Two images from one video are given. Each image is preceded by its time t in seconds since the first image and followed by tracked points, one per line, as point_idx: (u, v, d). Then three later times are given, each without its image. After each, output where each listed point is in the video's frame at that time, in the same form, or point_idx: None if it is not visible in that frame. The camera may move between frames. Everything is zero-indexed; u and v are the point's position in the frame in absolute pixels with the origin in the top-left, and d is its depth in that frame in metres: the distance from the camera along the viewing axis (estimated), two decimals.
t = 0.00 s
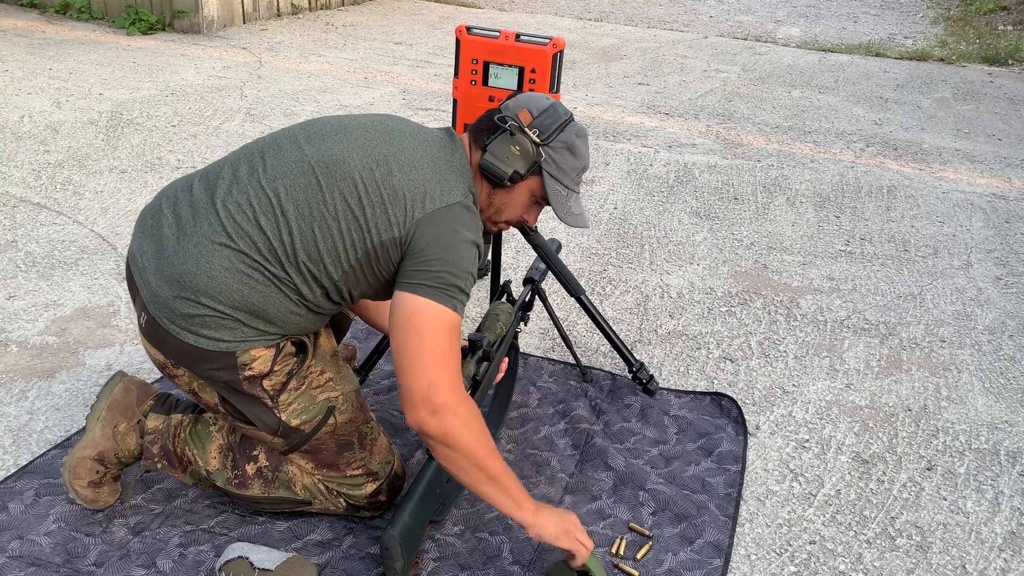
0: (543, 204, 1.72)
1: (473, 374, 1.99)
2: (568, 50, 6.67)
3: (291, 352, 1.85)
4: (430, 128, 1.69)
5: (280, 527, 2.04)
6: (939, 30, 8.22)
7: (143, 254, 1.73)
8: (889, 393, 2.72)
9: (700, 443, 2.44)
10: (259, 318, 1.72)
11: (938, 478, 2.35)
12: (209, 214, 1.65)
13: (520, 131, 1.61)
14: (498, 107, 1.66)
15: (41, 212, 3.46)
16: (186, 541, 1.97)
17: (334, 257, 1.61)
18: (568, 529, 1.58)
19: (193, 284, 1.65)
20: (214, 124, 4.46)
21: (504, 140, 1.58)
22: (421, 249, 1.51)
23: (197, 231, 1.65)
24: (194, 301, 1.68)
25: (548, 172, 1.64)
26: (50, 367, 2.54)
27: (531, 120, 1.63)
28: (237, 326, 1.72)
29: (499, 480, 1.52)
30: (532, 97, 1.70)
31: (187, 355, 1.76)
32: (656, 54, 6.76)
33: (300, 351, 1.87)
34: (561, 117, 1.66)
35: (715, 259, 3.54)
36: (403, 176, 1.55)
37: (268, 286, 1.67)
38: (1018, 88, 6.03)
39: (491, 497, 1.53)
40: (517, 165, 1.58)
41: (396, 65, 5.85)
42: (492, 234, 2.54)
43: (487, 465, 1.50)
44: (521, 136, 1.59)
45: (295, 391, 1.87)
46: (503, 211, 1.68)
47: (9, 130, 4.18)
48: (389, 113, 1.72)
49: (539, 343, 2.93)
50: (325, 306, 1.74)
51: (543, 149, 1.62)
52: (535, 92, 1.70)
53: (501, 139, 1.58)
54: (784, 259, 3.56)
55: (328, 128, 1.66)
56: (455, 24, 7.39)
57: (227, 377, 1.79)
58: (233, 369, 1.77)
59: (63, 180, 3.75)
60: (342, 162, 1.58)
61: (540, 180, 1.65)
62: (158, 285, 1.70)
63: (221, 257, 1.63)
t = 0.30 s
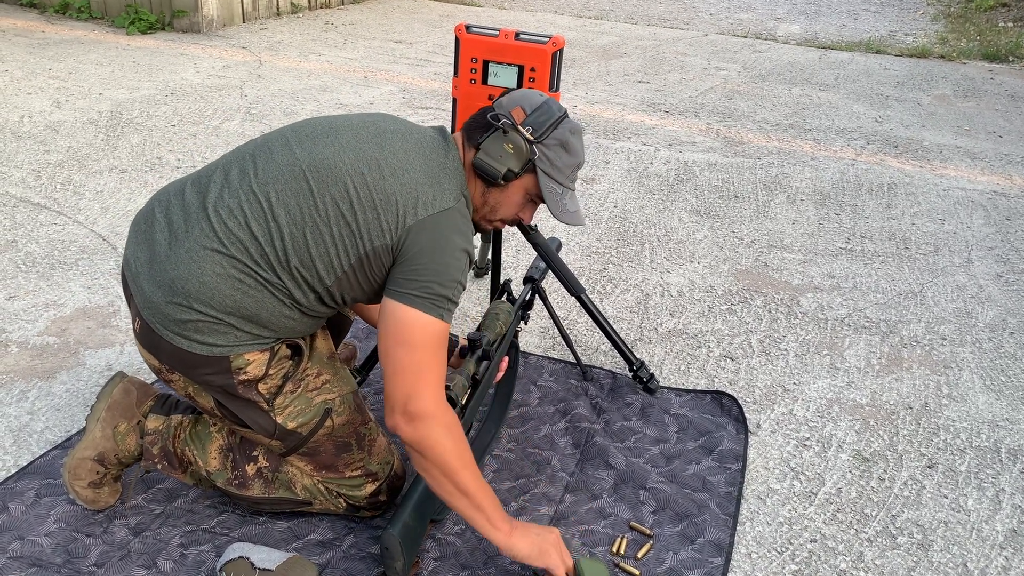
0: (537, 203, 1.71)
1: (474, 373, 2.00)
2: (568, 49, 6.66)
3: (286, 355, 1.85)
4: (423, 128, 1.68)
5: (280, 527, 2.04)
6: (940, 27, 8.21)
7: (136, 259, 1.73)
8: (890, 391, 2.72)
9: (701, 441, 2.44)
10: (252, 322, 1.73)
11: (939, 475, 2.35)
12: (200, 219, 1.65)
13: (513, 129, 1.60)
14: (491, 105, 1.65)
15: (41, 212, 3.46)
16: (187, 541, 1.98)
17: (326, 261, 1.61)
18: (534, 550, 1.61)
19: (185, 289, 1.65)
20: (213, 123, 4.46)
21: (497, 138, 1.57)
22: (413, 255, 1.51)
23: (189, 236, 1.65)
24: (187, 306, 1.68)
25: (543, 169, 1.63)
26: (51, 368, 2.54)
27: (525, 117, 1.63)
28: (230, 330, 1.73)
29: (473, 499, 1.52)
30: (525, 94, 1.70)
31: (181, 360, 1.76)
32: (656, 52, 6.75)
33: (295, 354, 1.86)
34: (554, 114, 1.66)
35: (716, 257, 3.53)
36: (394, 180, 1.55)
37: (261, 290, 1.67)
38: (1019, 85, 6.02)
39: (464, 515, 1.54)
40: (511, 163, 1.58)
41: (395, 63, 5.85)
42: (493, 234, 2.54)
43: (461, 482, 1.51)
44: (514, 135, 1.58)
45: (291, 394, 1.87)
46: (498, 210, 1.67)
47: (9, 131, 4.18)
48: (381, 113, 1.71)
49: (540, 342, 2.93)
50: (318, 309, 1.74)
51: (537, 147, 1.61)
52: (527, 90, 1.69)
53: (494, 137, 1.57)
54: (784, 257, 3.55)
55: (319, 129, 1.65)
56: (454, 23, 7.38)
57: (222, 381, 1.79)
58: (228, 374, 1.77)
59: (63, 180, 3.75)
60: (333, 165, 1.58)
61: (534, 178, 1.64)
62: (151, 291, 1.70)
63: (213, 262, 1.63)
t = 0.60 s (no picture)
0: (535, 204, 1.70)
1: (474, 372, 1.99)
2: (568, 46, 6.66)
3: (282, 356, 1.85)
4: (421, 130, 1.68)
5: (281, 527, 2.04)
6: (940, 23, 8.20)
7: (132, 261, 1.73)
8: (892, 388, 2.71)
9: (702, 439, 2.44)
10: (248, 323, 1.72)
11: (941, 473, 2.34)
12: (196, 221, 1.65)
13: (510, 132, 1.59)
14: (488, 106, 1.64)
15: (41, 212, 3.46)
16: (188, 541, 1.98)
17: (323, 264, 1.60)
18: None
19: (181, 291, 1.65)
20: (213, 122, 4.46)
21: (494, 141, 1.57)
22: (409, 261, 1.51)
23: (185, 238, 1.65)
24: (182, 308, 1.68)
25: (540, 172, 1.63)
26: (51, 368, 2.54)
27: (522, 119, 1.61)
28: (226, 332, 1.73)
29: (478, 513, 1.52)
30: (522, 96, 1.68)
31: (177, 362, 1.76)
32: (656, 50, 6.74)
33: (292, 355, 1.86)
34: (551, 115, 1.64)
35: (716, 254, 3.53)
36: (391, 183, 1.54)
37: (257, 292, 1.67)
38: (1019, 81, 6.01)
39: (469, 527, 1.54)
40: (508, 166, 1.57)
41: (395, 62, 5.84)
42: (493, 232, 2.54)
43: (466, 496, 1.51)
44: (511, 138, 1.57)
45: (289, 395, 1.87)
46: (495, 213, 1.66)
47: (9, 131, 4.17)
48: (379, 115, 1.71)
49: (540, 340, 2.93)
50: (314, 312, 1.74)
51: (534, 149, 1.61)
52: (525, 91, 1.68)
53: (491, 140, 1.56)
54: (785, 254, 3.55)
55: (316, 131, 1.65)
56: (454, 21, 7.37)
57: (218, 383, 1.79)
58: (224, 376, 1.77)
59: (63, 180, 3.75)
60: (329, 167, 1.57)
61: (531, 181, 1.64)
62: (147, 293, 1.70)
63: (208, 264, 1.63)
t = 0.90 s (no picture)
0: (533, 207, 1.70)
1: (473, 372, 1.99)
2: (567, 44, 6.65)
3: (279, 357, 1.85)
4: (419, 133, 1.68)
5: (281, 527, 2.04)
6: (940, 20, 8.19)
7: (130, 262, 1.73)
8: (892, 386, 2.71)
9: (703, 438, 2.43)
10: (244, 324, 1.72)
11: (942, 470, 2.34)
12: (193, 222, 1.65)
13: (509, 135, 1.59)
14: (487, 109, 1.64)
15: (41, 212, 3.45)
16: (188, 541, 1.98)
17: (318, 266, 1.60)
18: None
19: (178, 291, 1.65)
20: (213, 122, 4.45)
21: (491, 143, 1.57)
22: (404, 262, 1.50)
23: (182, 239, 1.65)
24: (179, 308, 1.67)
25: (537, 175, 1.62)
26: (51, 368, 2.54)
27: (520, 122, 1.61)
28: (223, 333, 1.72)
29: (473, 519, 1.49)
30: (522, 99, 1.68)
31: (175, 363, 1.76)
32: (656, 48, 6.73)
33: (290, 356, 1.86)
34: (550, 119, 1.64)
35: (716, 252, 3.53)
36: (388, 185, 1.54)
37: (253, 294, 1.66)
38: (1020, 78, 6.01)
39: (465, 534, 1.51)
40: (505, 169, 1.57)
41: (395, 60, 5.83)
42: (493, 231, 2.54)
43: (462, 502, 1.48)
44: (509, 141, 1.57)
45: (287, 396, 1.88)
46: (493, 216, 1.66)
47: (8, 131, 4.17)
48: (377, 118, 1.71)
49: (541, 339, 2.93)
50: (311, 314, 1.73)
51: (532, 152, 1.61)
52: (524, 94, 1.68)
53: (489, 143, 1.56)
54: (785, 252, 3.55)
55: (314, 133, 1.65)
56: (454, 19, 7.36)
57: (216, 384, 1.79)
58: (222, 376, 1.77)
59: (63, 180, 3.74)
60: (326, 169, 1.57)
61: (529, 184, 1.63)
62: (144, 293, 1.70)
63: (205, 265, 1.63)
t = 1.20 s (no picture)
0: (530, 200, 1.72)
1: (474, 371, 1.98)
2: (567, 44, 6.64)
3: (279, 356, 1.85)
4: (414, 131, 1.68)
5: (282, 527, 2.04)
6: (940, 19, 8.18)
7: (127, 264, 1.73)
8: (892, 385, 2.71)
9: (703, 437, 2.43)
10: (241, 325, 1.72)
11: (942, 469, 2.34)
12: (189, 223, 1.65)
13: (503, 127, 1.60)
14: (480, 104, 1.65)
15: (40, 213, 3.45)
16: (189, 541, 1.98)
17: (314, 265, 1.59)
18: None
19: (175, 294, 1.65)
20: (213, 122, 4.45)
21: (487, 138, 1.57)
22: (395, 258, 1.49)
23: (178, 241, 1.65)
24: (176, 310, 1.67)
25: (534, 167, 1.64)
26: (51, 369, 2.54)
27: (514, 115, 1.63)
28: (220, 334, 1.72)
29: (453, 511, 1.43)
30: (513, 92, 1.70)
31: (173, 365, 1.76)
32: (656, 46, 6.73)
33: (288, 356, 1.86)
34: (543, 110, 1.66)
35: (716, 251, 3.53)
36: (382, 184, 1.54)
37: (249, 294, 1.66)
38: (1020, 76, 6.00)
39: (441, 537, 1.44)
40: (502, 162, 1.58)
41: (394, 60, 5.83)
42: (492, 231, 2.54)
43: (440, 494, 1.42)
44: (505, 134, 1.58)
45: (287, 395, 1.89)
46: (491, 210, 1.67)
47: (8, 132, 4.17)
48: (372, 116, 1.71)
49: (541, 338, 2.93)
50: (307, 313, 1.73)
51: (528, 144, 1.62)
52: (515, 87, 1.70)
53: (485, 137, 1.57)
54: (785, 251, 3.54)
55: (309, 132, 1.64)
56: (453, 19, 7.36)
57: (215, 385, 1.78)
58: (220, 377, 1.77)
59: (62, 181, 3.74)
60: (320, 168, 1.57)
61: (526, 176, 1.65)
62: (141, 295, 1.70)
63: (201, 266, 1.63)
